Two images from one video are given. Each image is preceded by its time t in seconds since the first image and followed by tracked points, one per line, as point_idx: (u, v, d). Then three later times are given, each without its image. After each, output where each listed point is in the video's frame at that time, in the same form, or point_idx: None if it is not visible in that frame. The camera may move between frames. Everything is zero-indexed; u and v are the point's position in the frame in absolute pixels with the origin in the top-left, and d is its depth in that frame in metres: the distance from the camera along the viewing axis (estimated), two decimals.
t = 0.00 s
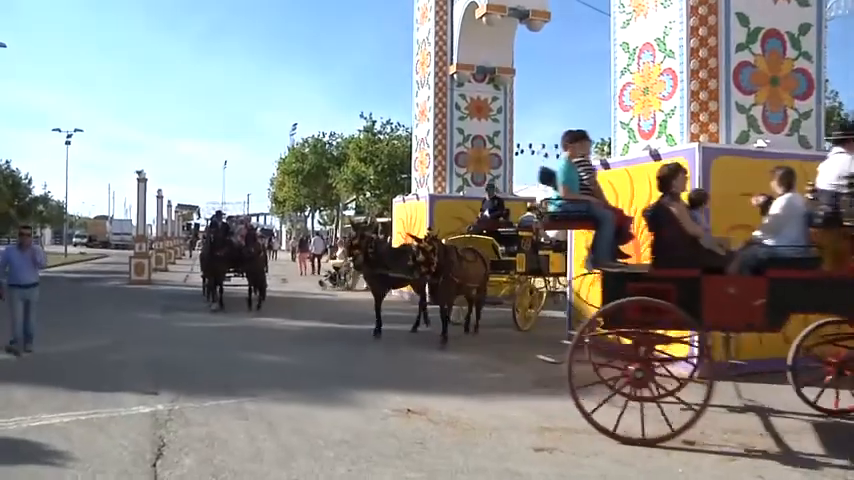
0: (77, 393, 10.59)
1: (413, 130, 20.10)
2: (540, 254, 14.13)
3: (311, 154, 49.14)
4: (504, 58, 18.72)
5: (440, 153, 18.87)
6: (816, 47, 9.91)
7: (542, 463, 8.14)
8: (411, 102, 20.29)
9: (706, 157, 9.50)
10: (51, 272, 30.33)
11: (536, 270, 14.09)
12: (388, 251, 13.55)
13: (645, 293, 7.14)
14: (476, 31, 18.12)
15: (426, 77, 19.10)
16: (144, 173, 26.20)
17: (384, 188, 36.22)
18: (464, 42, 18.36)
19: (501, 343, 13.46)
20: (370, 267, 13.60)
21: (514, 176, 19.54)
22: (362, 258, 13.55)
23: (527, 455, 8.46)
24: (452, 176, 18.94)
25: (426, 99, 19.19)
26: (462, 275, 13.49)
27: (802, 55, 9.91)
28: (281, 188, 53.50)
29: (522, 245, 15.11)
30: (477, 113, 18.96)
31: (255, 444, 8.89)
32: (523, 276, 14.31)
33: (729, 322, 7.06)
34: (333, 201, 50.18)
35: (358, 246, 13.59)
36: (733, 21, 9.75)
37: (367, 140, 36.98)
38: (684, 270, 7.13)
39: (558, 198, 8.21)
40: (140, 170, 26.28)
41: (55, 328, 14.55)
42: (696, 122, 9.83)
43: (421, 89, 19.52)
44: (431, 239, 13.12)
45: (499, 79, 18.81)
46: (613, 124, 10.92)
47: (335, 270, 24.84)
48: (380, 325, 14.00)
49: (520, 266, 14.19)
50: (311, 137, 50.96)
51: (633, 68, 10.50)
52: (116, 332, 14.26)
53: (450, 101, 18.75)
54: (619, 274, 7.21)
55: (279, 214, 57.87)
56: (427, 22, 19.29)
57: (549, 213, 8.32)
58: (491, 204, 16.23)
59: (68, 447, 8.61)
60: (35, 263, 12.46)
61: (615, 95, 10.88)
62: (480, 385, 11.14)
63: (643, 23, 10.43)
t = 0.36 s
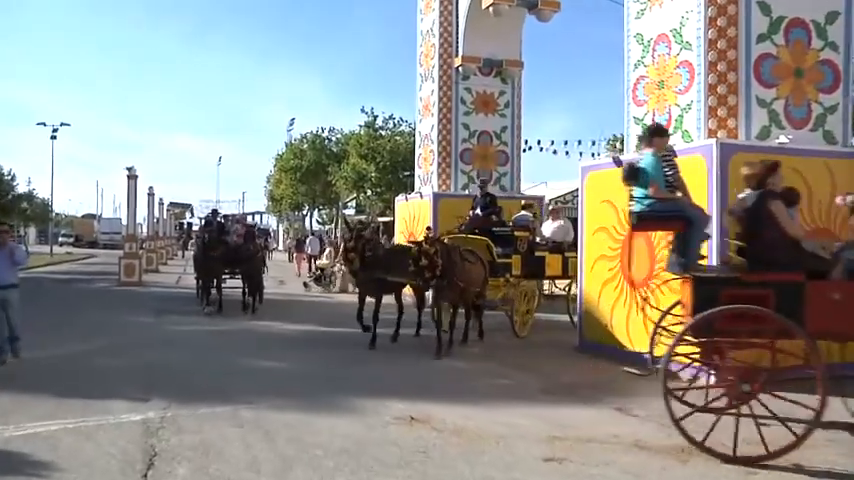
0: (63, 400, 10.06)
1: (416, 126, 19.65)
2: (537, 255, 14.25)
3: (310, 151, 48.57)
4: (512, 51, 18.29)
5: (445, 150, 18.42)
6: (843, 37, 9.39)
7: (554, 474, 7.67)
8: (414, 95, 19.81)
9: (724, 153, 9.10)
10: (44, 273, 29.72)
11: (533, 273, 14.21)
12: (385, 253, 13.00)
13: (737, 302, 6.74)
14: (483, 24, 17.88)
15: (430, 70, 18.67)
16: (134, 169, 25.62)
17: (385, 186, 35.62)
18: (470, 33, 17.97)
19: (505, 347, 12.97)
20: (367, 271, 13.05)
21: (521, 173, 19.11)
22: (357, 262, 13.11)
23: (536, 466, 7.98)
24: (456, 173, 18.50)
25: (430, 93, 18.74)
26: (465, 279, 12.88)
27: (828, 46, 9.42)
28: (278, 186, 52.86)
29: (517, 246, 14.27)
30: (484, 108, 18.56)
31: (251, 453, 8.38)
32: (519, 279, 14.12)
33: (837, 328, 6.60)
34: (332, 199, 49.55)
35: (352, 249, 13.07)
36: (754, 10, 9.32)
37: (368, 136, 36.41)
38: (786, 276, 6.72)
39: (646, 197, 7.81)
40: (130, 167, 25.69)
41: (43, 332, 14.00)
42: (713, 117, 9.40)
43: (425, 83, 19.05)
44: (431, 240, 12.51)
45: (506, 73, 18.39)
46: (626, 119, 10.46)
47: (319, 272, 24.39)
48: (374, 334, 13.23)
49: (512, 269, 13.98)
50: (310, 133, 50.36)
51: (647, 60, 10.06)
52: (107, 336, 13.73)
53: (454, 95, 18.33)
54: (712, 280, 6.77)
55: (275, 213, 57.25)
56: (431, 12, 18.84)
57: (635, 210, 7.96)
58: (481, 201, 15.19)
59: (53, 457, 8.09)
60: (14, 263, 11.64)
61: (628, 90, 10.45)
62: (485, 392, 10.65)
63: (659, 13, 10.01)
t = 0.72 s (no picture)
0: (53, 404, 9.65)
1: (420, 121, 19.29)
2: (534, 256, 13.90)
3: (310, 147, 48.14)
4: (520, 44, 17.98)
5: (449, 146, 18.08)
6: None
7: None
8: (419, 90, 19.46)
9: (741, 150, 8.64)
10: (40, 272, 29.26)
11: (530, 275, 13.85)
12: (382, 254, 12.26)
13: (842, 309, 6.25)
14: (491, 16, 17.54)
15: (435, 64, 18.33)
16: (127, 164, 25.18)
17: (387, 183, 35.20)
18: (476, 25, 17.67)
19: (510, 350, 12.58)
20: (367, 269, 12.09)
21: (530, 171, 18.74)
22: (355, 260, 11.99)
23: (547, 475, 7.59)
24: (462, 171, 18.14)
25: (435, 87, 18.40)
26: (472, 281, 12.30)
27: None
28: (276, 184, 52.36)
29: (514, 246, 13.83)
30: (490, 103, 18.21)
31: (250, 461, 7.98)
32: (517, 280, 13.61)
33: None
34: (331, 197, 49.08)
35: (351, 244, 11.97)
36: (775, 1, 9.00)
37: (369, 132, 35.96)
38: None
39: (745, 194, 6.96)
40: (123, 162, 25.21)
41: (34, 333, 13.56)
42: (731, 113, 9.04)
43: (430, 76, 18.71)
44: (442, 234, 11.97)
45: (514, 66, 18.09)
46: (639, 115, 10.32)
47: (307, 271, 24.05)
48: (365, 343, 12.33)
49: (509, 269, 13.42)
50: (309, 129, 49.88)
51: (662, 54, 9.85)
52: (100, 338, 13.31)
53: (460, 90, 17.99)
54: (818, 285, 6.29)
55: (273, 211, 56.75)
56: (436, 4, 18.49)
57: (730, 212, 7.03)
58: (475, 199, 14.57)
59: (41, 464, 7.70)
60: None
61: (641, 84, 10.23)
62: (492, 397, 10.26)
63: (674, 5, 9.75)
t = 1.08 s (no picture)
0: (28, 409, 9.28)
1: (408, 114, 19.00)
2: (515, 254, 13.46)
3: (294, 141, 47.57)
4: (511, 35, 17.77)
5: (438, 141, 17.79)
6: None
7: None
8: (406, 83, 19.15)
9: (737, 146, 8.70)
10: (18, 271, 28.58)
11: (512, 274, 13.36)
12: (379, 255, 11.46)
13: None
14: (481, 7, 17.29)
15: (423, 56, 18.04)
16: (104, 159, 24.62)
17: (374, 179, 34.78)
18: (465, 17, 17.39)
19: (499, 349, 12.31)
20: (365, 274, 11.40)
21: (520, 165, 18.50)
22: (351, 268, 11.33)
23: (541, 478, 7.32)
24: (451, 165, 17.88)
25: (423, 80, 18.10)
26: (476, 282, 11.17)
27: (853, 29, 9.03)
28: (259, 178, 51.71)
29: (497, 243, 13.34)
30: (480, 96, 17.95)
31: (235, 465, 7.67)
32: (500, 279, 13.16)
33: None
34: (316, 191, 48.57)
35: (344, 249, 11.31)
36: None
37: (356, 125, 35.51)
38: None
39: (832, 190, 7.45)
40: (100, 157, 24.64)
41: (9, 335, 13.12)
42: (727, 107, 8.97)
43: (418, 69, 18.40)
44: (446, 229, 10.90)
45: (504, 59, 17.85)
46: (633, 108, 10.18)
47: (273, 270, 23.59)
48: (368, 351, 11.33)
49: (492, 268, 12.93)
50: (294, 122, 49.31)
51: (656, 46, 9.70)
52: (77, 339, 12.90)
53: (449, 83, 17.70)
54: None
55: (256, 206, 56.06)
56: None
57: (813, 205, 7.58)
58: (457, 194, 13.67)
59: (16, 470, 7.35)
60: None
61: (635, 77, 10.11)
62: (483, 398, 10.00)
63: None
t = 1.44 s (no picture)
0: (21, 410, 9.02)
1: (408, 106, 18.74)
2: (513, 249, 13.00)
3: (292, 134, 47.23)
4: (513, 25, 17.52)
5: (440, 133, 17.54)
6: None
7: None
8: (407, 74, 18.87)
9: (748, 135, 8.47)
10: (11, 270, 28.22)
11: (510, 271, 12.90)
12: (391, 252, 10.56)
13: None
14: None
15: (423, 46, 17.78)
16: (96, 154, 24.31)
17: (373, 172, 34.47)
18: (466, 6, 17.13)
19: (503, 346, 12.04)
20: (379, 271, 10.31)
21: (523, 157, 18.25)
22: (365, 265, 10.20)
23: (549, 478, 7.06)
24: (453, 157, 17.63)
25: (423, 70, 17.84)
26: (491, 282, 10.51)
27: None
28: (256, 173, 51.34)
29: (495, 237, 12.81)
30: (481, 86, 17.68)
31: (234, 467, 7.40)
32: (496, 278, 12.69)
33: None
34: (314, 186, 48.25)
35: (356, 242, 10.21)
36: None
37: (355, 118, 35.17)
38: None
39: None
40: (92, 152, 24.29)
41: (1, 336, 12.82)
42: (737, 96, 8.79)
43: (418, 59, 18.13)
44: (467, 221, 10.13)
45: (506, 48, 17.58)
46: (639, 98, 10.02)
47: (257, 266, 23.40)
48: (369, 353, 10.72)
49: (491, 264, 12.27)
50: (291, 115, 48.93)
51: (664, 34, 9.56)
52: (71, 339, 12.63)
53: (450, 74, 17.43)
54: None
55: (253, 202, 55.68)
56: None
57: None
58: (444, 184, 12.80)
59: (8, 474, 7.09)
60: None
61: (642, 66, 9.95)
62: (487, 396, 9.73)
63: None
